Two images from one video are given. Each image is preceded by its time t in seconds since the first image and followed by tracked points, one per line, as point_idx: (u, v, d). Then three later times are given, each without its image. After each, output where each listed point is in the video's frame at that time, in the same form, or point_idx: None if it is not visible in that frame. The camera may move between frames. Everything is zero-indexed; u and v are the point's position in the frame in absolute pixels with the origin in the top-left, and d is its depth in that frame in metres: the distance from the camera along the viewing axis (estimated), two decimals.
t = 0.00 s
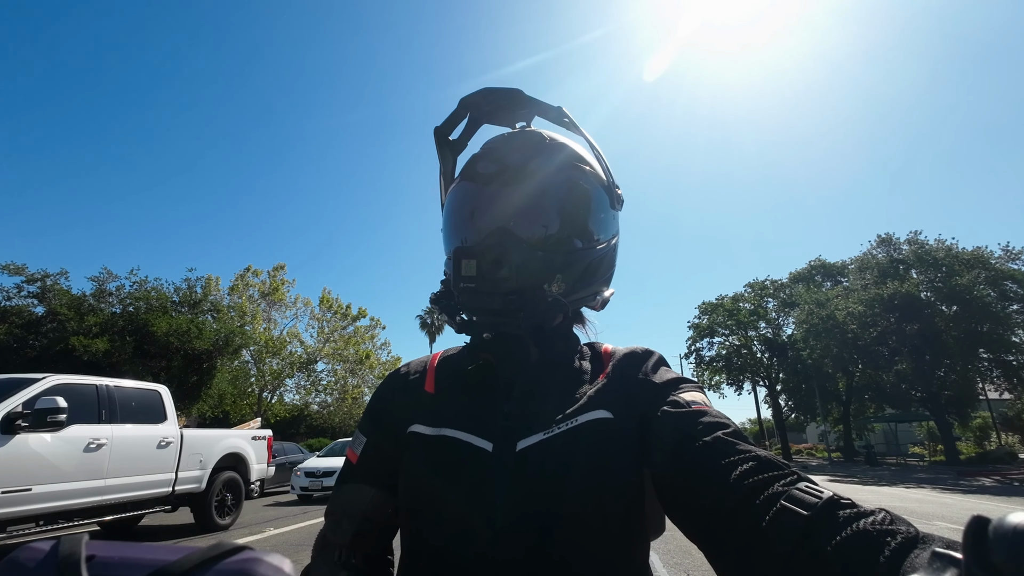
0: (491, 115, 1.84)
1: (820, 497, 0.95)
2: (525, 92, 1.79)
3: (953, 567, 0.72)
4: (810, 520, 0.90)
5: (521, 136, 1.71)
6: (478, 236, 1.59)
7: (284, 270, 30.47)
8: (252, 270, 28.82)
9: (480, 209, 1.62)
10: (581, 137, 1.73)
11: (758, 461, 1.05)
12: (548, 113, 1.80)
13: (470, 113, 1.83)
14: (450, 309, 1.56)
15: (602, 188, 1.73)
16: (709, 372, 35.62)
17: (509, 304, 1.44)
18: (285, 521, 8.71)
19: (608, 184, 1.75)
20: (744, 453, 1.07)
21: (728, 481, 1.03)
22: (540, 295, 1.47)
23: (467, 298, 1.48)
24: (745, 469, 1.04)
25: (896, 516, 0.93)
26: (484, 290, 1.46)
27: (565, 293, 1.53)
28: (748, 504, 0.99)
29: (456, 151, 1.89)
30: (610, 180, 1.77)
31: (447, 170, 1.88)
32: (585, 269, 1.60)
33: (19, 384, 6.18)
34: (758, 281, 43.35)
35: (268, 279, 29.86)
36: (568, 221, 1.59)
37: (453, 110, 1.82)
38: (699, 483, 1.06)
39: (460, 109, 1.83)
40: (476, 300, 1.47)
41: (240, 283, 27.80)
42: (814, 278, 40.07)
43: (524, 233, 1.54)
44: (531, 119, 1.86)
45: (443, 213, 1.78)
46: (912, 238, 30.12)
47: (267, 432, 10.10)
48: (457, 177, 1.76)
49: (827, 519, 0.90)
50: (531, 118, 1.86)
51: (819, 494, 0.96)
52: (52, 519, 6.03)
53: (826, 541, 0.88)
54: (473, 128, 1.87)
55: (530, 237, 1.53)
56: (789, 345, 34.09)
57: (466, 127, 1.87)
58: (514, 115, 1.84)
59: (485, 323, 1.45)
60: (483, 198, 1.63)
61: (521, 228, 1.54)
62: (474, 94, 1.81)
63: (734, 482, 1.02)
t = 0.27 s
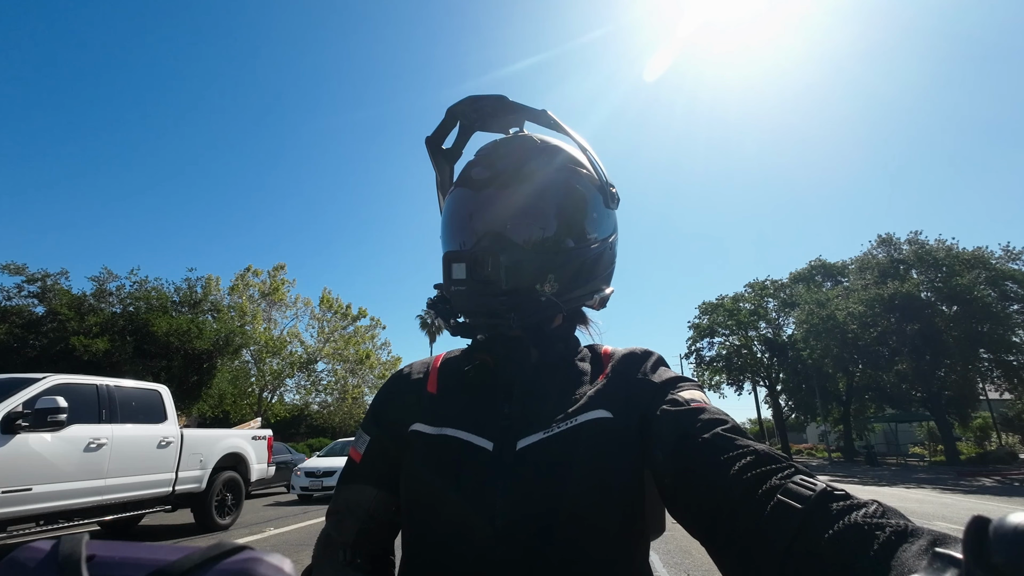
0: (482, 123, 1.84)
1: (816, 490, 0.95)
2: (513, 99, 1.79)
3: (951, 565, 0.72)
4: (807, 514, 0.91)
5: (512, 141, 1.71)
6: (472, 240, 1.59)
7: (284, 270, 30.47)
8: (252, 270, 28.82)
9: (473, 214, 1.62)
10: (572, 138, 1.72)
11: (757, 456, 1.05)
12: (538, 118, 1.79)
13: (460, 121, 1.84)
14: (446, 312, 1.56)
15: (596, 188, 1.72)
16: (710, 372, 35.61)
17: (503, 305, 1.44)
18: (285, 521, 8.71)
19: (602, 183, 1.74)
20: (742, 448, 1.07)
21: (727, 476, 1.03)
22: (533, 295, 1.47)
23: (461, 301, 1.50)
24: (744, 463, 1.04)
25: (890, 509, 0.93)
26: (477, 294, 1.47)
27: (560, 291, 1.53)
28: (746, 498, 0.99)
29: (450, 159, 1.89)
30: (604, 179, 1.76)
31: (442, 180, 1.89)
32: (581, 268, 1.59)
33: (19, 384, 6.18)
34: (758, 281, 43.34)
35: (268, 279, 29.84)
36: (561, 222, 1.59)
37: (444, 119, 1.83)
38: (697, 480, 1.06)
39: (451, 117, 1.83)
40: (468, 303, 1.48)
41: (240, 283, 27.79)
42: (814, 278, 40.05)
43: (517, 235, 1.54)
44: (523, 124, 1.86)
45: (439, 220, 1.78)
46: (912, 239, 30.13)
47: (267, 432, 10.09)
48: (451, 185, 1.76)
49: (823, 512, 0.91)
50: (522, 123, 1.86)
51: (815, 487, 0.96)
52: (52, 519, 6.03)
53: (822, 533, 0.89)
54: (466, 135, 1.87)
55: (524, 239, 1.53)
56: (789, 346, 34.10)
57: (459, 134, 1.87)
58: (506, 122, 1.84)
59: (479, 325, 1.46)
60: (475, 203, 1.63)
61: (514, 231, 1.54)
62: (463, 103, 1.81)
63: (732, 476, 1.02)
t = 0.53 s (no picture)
0: (482, 130, 1.85)
1: (807, 484, 0.95)
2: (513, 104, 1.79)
3: (951, 567, 0.72)
4: (800, 509, 0.91)
5: (512, 146, 1.72)
6: (474, 240, 1.59)
7: (285, 270, 30.46)
8: (252, 270, 28.81)
9: (474, 215, 1.62)
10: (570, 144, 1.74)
11: (751, 451, 1.06)
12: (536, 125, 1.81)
13: (461, 127, 1.84)
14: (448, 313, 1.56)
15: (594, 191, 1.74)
16: (710, 372, 35.60)
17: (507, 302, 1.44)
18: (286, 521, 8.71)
19: (599, 188, 1.76)
20: (737, 443, 1.08)
21: (720, 471, 1.03)
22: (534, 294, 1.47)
23: (462, 299, 1.49)
24: (738, 459, 1.04)
25: (881, 505, 0.93)
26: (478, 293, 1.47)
27: (560, 290, 1.53)
28: (741, 494, 0.99)
29: (451, 166, 1.89)
30: (601, 184, 1.77)
31: (443, 185, 1.88)
32: (581, 267, 1.59)
33: (19, 384, 6.18)
34: (758, 281, 43.32)
35: (268, 279, 29.86)
36: (561, 222, 1.59)
37: (444, 125, 1.83)
38: (693, 478, 1.06)
39: (451, 123, 1.83)
40: (470, 299, 1.48)
41: (240, 283, 27.81)
42: (814, 278, 40.07)
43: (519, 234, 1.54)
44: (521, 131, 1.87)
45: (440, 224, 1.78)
46: (913, 239, 30.13)
47: (267, 432, 10.09)
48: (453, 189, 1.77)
49: (815, 508, 0.91)
50: (519, 131, 1.87)
51: (807, 482, 0.96)
52: (52, 519, 6.03)
53: (817, 527, 0.89)
54: (466, 142, 1.88)
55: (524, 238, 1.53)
56: (790, 346, 34.10)
57: (460, 141, 1.87)
58: (505, 129, 1.85)
59: (482, 321, 1.46)
60: (476, 206, 1.63)
61: (514, 231, 1.55)
62: (463, 108, 1.81)
63: (727, 471, 1.03)
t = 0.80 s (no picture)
0: (488, 130, 1.85)
1: (805, 484, 0.96)
2: (521, 106, 1.80)
3: (952, 567, 0.72)
4: (798, 507, 0.91)
5: (518, 147, 1.72)
6: (478, 238, 1.58)
7: (285, 270, 30.47)
8: (252, 270, 28.81)
9: (479, 212, 1.62)
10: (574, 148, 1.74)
11: (751, 450, 1.06)
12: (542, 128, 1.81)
13: (468, 129, 1.84)
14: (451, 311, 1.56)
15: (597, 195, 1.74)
16: (710, 372, 35.61)
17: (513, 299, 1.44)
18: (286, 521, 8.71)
19: (602, 192, 1.76)
20: (735, 444, 1.08)
21: (719, 470, 1.03)
22: (539, 292, 1.48)
23: (466, 294, 1.49)
24: (737, 459, 1.04)
25: (881, 505, 0.93)
26: (482, 289, 1.47)
27: (564, 289, 1.53)
28: (741, 492, 0.99)
29: (456, 166, 1.89)
30: (604, 188, 1.78)
31: (448, 185, 1.88)
32: (583, 269, 1.59)
33: (20, 384, 6.17)
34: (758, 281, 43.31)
35: (269, 279, 29.86)
36: (565, 223, 1.59)
37: (451, 126, 1.83)
38: (693, 477, 1.06)
39: (458, 124, 1.84)
40: (474, 296, 1.47)
41: (240, 283, 27.81)
42: (815, 278, 40.05)
43: (523, 233, 1.54)
44: (527, 134, 1.88)
45: (444, 223, 1.78)
46: (913, 239, 30.13)
47: (267, 432, 10.08)
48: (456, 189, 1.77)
49: (814, 507, 0.91)
50: (524, 132, 1.87)
51: (806, 482, 0.97)
52: (53, 518, 6.03)
53: (816, 526, 0.89)
54: (472, 143, 1.88)
55: (528, 237, 1.53)
56: (790, 346, 34.09)
57: (466, 142, 1.88)
58: (510, 130, 1.85)
59: (486, 316, 1.46)
60: (481, 204, 1.63)
61: (519, 229, 1.54)
62: (469, 108, 1.81)
63: (726, 470, 1.03)
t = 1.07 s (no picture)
0: (489, 124, 1.85)
1: (811, 484, 0.95)
2: (523, 101, 1.79)
3: (952, 567, 0.72)
4: (803, 507, 0.91)
5: (519, 143, 1.72)
6: (478, 235, 1.58)
7: (285, 269, 30.47)
8: (252, 270, 28.80)
9: (479, 210, 1.62)
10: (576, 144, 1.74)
11: (754, 450, 1.06)
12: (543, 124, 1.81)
13: (469, 122, 1.84)
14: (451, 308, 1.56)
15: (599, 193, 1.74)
16: (710, 372, 35.62)
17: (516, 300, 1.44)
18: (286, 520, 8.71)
19: (604, 190, 1.76)
20: (738, 442, 1.08)
21: (722, 468, 1.03)
22: (540, 293, 1.48)
23: (469, 295, 1.48)
24: (739, 458, 1.04)
25: (884, 504, 0.93)
26: (484, 289, 1.47)
27: (566, 289, 1.54)
28: (745, 490, 0.99)
29: (455, 159, 1.89)
30: (605, 185, 1.78)
31: (447, 179, 1.88)
32: (584, 268, 1.59)
33: (20, 384, 6.17)
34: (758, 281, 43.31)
35: (269, 278, 29.87)
36: (567, 222, 1.59)
37: (452, 120, 1.83)
38: (696, 474, 1.06)
39: (459, 118, 1.84)
40: (476, 296, 1.47)
41: (240, 283, 27.81)
42: (815, 278, 40.02)
43: (525, 231, 1.54)
44: (528, 128, 1.87)
45: (443, 219, 1.78)
46: (913, 239, 30.12)
47: (267, 432, 10.08)
48: (456, 184, 1.76)
49: (820, 507, 0.91)
50: (525, 129, 1.87)
51: (810, 482, 0.97)
52: (53, 518, 6.03)
53: (825, 526, 0.89)
54: (472, 137, 1.88)
55: (530, 235, 1.53)
56: (790, 346, 34.10)
57: (466, 136, 1.87)
58: (512, 125, 1.85)
59: (487, 319, 1.45)
60: (482, 201, 1.63)
61: (520, 227, 1.54)
62: (471, 103, 1.81)
63: (730, 469, 1.03)
